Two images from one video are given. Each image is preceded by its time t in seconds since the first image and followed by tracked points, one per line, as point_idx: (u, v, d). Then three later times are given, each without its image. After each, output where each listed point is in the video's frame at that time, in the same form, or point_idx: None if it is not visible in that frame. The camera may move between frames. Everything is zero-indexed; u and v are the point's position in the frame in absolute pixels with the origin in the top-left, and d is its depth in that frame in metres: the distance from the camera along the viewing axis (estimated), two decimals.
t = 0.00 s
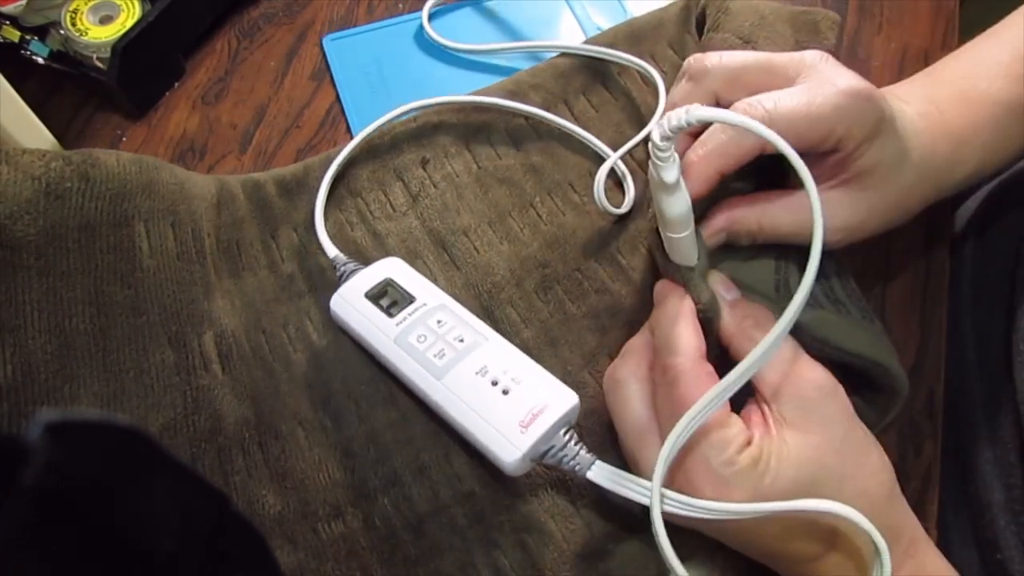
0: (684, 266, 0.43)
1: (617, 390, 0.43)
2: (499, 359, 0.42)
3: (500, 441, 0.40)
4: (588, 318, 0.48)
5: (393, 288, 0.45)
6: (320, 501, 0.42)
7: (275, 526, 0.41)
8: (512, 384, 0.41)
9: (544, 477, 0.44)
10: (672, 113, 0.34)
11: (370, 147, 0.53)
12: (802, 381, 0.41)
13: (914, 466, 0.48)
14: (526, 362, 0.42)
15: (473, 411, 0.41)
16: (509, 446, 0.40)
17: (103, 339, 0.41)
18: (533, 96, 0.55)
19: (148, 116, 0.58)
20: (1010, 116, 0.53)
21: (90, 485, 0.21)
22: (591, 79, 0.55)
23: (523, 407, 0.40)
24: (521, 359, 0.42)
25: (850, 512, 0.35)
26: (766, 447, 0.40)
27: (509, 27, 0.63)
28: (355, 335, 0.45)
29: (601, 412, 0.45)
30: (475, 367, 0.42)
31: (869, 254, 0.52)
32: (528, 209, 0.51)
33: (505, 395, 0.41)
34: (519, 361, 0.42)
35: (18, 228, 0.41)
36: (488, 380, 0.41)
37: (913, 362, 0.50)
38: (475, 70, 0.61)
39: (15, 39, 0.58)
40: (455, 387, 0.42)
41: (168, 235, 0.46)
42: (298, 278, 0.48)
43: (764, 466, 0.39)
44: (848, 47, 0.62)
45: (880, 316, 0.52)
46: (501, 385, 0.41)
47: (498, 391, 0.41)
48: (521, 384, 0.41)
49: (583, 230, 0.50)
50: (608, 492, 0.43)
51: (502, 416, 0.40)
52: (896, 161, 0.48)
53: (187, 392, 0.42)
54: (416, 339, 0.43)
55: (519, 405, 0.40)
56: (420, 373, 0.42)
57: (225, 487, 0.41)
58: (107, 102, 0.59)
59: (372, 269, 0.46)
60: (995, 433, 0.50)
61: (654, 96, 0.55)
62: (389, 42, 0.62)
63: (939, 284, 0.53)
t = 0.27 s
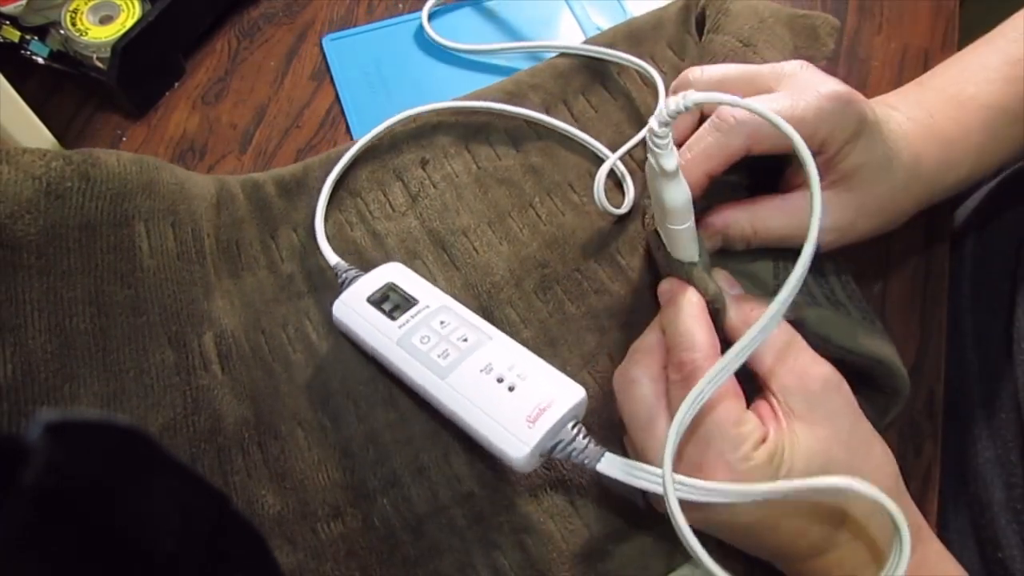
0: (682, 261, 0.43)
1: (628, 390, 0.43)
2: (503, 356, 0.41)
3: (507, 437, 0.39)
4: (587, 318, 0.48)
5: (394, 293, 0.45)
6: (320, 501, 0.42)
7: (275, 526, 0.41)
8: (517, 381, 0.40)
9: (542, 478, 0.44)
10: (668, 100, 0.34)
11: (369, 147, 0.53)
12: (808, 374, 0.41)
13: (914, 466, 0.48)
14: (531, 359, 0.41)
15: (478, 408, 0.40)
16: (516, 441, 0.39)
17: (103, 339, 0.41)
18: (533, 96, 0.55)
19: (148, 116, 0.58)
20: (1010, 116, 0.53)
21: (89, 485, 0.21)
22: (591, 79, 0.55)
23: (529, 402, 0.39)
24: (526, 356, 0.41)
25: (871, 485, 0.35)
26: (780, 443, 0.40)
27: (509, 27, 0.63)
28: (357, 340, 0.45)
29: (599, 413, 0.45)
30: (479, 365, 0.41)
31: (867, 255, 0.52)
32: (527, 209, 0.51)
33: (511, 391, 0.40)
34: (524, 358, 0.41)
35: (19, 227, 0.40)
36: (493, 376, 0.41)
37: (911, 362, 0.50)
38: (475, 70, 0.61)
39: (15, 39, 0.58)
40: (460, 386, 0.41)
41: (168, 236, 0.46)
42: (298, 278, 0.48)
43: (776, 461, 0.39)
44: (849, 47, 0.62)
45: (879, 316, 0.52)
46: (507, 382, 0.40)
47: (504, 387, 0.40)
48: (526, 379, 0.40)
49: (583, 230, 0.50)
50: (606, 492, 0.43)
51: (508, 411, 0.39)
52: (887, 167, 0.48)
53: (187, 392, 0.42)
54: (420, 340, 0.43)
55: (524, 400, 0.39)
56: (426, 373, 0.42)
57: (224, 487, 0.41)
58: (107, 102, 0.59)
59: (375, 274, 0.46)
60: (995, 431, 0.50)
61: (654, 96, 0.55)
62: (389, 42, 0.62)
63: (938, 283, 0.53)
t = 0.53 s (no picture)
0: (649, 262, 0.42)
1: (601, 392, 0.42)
2: (508, 319, 0.40)
3: (521, 389, 0.37)
4: (588, 318, 0.48)
5: (393, 284, 0.45)
6: (320, 501, 0.42)
7: (274, 526, 0.41)
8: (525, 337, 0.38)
9: (542, 478, 0.44)
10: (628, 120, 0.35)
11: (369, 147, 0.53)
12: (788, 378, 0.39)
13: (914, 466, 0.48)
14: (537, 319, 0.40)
15: (487, 371, 0.38)
16: (530, 390, 0.36)
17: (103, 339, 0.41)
18: (532, 96, 0.55)
19: (149, 116, 0.58)
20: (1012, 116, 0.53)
21: (90, 486, 0.21)
22: (591, 79, 0.56)
23: (539, 351, 0.38)
24: (531, 317, 0.40)
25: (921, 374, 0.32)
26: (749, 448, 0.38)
27: (510, 27, 0.63)
28: (358, 335, 0.45)
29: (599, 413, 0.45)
30: (486, 331, 0.40)
31: (868, 254, 0.52)
32: (527, 209, 0.51)
33: (519, 347, 0.38)
34: (529, 318, 0.40)
35: (19, 227, 0.40)
36: (500, 338, 0.39)
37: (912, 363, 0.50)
38: (475, 70, 0.61)
39: (15, 39, 0.58)
40: (467, 352, 0.40)
41: (168, 236, 0.46)
42: (298, 278, 0.49)
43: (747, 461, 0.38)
44: (848, 47, 0.62)
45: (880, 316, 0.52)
46: (514, 339, 0.39)
47: (511, 345, 0.38)
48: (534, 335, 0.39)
49: (582, 230, 0.50)
50: (606, 492, 0.43)
51: (520, 363, 0.38)
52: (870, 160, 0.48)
53: (187, 392, 0.42)
54: (422, 319, 0.42)
55: (533, 354, 0.38)
56: (432, 351, 0.41)
57: (224, 487, 0.41)
58: (107, 102, 0.59)
59: (371, 271, 0.46)
60: (996, 430, 0.50)
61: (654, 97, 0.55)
62: (389, 42, 0.62)
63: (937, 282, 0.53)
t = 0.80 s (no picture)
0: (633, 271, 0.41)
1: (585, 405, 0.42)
2: (487, 341, 0.41)
3: (491, 420, 0.38)
4: (588, 318, 0.48)
5: (384, 286, 0.46)
6: (320, 501, 0.42)
7: (274, 526, 0.41)
8: (500, 363, 0.40)
9: (543, 478, 0.44)
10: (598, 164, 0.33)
11: (369, 147, 0.53)
12: (754, 404, 0.39)
13: (915, 466, 0.48)
14: (516, 341, 0.41)
15: (460, 395, 0.40)
16: (497, 424, 0.38)
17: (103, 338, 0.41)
18: (532, 96, 0.55)
19: (149, 116, 0.58)
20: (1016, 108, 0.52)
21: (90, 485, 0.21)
22: (591, 79, 0.56)
23: (512, 381, 0.39)
24: (511, 339, 0.41)
25: (879, 464, 0.30)
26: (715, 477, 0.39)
27: (510, 26, 0.63)
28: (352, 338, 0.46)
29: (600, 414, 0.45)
30: (464, 351, 0.41)
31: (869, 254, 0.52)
32: (527, 209, 0.51)
33: (492, 374, 0.39)
34: (509, 340, 0.41)
35: (19, 227, 0.40)
36: (476, 361, 0.40)
37: (913, 363, 0.50)
38: (475, 70, 0.61)
39: (15, 39, 0.58)
40: (443, 372, 0.41)
41: (168, 236, 0.46)
42: (298, 278, 0.49)
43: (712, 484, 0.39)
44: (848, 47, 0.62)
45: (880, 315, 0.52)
46: (490, 365, 0.40)
47: (486, 370, 0.40)
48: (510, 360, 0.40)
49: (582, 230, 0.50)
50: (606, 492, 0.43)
51: (490, 393, 0.39)
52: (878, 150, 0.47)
53: (187, 391, 0.42)
54: (405, 330, 0.43)
55: (505, 382, 0.39)
56: (413, 365, 0.42)
57: (224, 486, 0.41)
58: (108, 102, 0.59)
59: (365, 270, 0.46)
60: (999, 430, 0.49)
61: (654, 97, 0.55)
62: (389, 42, 0.62)
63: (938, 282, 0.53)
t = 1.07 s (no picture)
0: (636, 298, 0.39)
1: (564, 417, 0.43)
2: (469, 378, 0.42)
3: (458, 466, 0.40)
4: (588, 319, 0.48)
5: (377, 293, 0.45)
6: (320, 501, 0.42)
7: (274, 526, 0.40)
8: (477, 406, 0.41)
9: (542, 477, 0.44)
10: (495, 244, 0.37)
11: (369, 147, 0.53)
12: (727, 405, 0.38)
13: (914, 466, 0.48)
14: (497, 380, 0.42)
15: (434, 432, 0.41)
16: (464, 471, 0.40)
17: (103, 339, 0.41)
18: (532, 96, 0.55)
19: (149, 116, 0.58)
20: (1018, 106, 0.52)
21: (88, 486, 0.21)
22: (591, 79, 0.56)
23: (483, 434, 0.40)
24: (493, 379, 0.42)
25: None
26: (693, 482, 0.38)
27: (510, 26, 0.63)
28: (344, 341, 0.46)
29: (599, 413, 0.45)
30: (443, 387, 0.42)
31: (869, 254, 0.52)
32: (527, 209, 0.51)
33: (468, 417, 0.41)
34: (490, 381, 0.42)
35: (19, 227, 0.40)
36: (454, 400, 0.41)
37: (912, 363, 0.50)
38: (475, 71, 0.61)
39: (14, 38, 0.58)
40: (421, 406, 0.42)
41: (168, 236, 0.46)
42: (298, 279, 0.49)
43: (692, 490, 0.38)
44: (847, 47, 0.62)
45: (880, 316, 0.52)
46: (467, 407, 0.41)
47: (461, 413, 0.41)
48: (488, 405, 0.41)
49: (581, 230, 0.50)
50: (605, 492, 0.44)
51: (464, 439, 0.40)
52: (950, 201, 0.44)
53: (187, 391, 0.42)
54: (391, 352, 0.44)
55: (478, 429, 0.40)
56: (393, 389, 0.43)
57: (224, 486, 0.40)
58: (107, 102, 0.59)
59: (364, 275, 0.46)
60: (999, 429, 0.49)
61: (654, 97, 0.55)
62: (388, 42, 0.62)
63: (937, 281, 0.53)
